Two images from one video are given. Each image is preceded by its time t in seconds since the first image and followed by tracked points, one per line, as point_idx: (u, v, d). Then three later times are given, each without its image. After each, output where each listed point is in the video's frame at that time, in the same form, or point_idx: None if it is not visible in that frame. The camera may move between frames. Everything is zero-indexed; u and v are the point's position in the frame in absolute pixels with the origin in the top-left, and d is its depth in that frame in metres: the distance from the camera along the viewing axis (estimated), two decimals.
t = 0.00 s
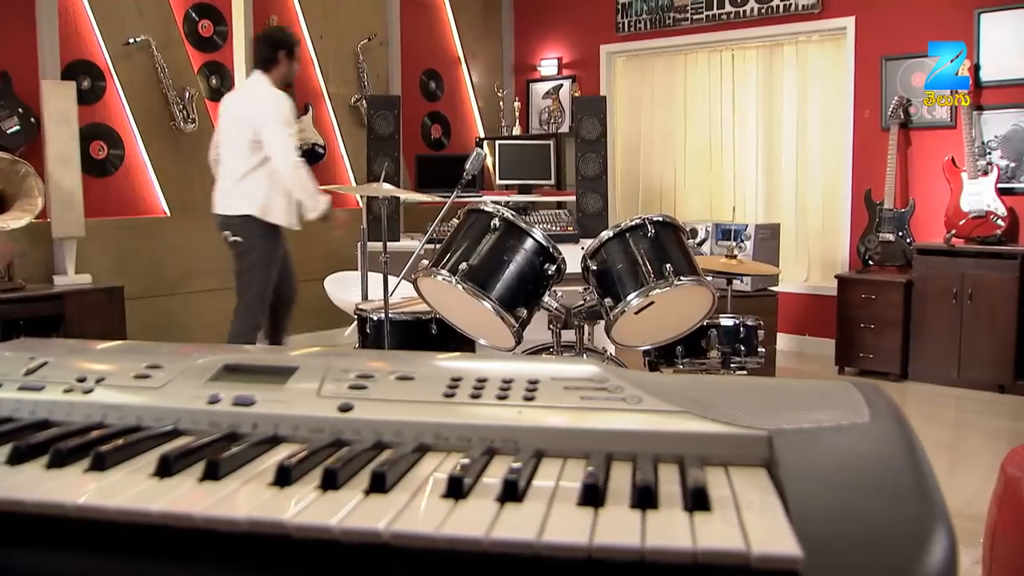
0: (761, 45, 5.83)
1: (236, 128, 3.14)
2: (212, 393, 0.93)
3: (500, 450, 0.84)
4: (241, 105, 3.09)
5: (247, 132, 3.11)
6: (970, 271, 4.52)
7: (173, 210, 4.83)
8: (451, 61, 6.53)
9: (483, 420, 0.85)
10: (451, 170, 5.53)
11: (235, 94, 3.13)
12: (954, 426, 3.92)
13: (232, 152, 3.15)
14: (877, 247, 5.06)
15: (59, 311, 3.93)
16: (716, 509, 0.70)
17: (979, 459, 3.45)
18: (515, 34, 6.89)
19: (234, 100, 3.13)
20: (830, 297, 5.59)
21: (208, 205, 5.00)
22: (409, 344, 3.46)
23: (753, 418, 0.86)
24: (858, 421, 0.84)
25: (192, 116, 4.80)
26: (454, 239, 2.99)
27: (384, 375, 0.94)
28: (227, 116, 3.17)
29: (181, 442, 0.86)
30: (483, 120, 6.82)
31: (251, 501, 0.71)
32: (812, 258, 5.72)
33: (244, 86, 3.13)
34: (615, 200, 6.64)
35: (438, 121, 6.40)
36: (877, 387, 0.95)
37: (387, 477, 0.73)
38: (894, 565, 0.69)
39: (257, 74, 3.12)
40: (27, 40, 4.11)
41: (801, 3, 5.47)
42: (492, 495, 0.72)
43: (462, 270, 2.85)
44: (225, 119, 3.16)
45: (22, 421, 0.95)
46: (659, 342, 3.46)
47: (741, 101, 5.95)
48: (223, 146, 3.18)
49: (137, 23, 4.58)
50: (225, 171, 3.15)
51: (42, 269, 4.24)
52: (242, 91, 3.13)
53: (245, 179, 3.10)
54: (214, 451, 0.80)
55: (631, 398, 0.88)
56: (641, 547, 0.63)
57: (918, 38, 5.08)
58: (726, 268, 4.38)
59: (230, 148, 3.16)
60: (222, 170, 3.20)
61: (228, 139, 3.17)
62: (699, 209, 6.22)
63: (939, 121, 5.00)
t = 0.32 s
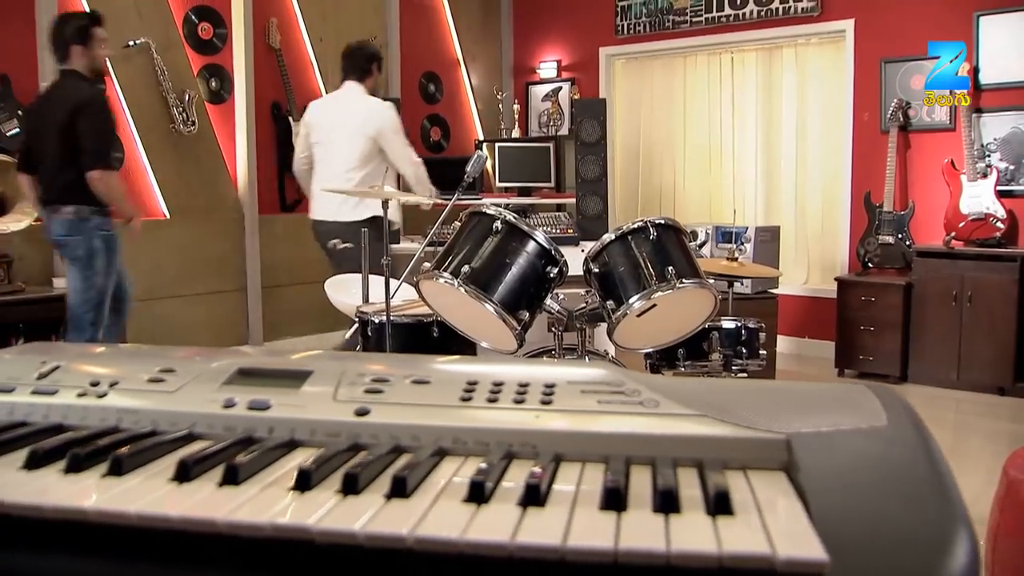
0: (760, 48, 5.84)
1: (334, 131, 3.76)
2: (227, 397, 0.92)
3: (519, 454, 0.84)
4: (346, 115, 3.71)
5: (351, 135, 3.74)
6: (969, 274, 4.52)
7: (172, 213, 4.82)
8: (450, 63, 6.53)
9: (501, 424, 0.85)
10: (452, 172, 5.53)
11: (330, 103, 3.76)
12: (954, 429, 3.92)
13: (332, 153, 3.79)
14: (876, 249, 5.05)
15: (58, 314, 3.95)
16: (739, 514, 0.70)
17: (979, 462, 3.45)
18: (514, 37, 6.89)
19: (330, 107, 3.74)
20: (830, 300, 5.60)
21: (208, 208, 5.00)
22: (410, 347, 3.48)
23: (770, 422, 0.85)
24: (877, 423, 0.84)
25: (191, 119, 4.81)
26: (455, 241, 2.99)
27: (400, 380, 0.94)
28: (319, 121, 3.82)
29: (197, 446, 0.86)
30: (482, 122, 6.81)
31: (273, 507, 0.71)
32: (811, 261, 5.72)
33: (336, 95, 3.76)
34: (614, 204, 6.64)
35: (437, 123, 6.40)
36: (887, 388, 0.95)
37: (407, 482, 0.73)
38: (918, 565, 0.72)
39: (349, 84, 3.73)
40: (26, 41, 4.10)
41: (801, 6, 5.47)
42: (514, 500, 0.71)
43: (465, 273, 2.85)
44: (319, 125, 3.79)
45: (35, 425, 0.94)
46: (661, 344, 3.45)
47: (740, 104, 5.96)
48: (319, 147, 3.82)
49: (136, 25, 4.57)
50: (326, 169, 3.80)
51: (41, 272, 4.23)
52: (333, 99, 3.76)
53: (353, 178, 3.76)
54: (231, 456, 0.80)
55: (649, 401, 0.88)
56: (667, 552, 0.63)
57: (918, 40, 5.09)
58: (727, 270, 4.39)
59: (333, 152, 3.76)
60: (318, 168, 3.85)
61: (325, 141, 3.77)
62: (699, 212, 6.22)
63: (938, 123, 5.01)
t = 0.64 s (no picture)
0: (759, 52, 5.84)
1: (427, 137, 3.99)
2: (246, 404, 0.92)
3: (541, 460, 0.84)
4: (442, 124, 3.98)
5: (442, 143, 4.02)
6: (969, 278, 4.53)
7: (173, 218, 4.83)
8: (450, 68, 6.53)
9: (522, 431, 0.85)
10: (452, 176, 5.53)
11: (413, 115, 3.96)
12: (954, 432, 3.93)
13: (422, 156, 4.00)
14: (876, 253, 5.06)
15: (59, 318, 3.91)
16: (767, 521, 0.70)
17: (980, 466, 3.45)
18: (514, 41, 6.90)
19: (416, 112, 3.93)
20: (830, 305, 5.61)
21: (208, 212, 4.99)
22: (413, 352, 3.46)
23: (793, 428, 0.86)
24: (896, 429, 0.84)
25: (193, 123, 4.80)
26: (458, 246, 2.98)
27: (419, 386, 0.93)
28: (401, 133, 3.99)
29: (218, 453, 0.85)
30: (482, 127, 6.81)
31: (300, 514, 0.70)
32: (812, 265, 5.72)
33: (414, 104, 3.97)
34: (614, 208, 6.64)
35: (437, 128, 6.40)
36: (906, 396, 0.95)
37: (433, 489, 0.73)
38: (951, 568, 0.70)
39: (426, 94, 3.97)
40: (27, 43, 4.10)
41: (801, 10, 5.48)
42: (541, 507, 0.71)
43: (468, 277, 2.84)
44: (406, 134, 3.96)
45: (53, 432, 0.94)
46: (663, 349, 3.45)
47: (739, 109, 5.96)
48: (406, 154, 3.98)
49: (136, 29, 4.57)
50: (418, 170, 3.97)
51: (41, 276, 4.23)
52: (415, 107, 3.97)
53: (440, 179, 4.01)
54: (255, 462, 0.80)
55: (670, 407, 0.88)
56: (698, 559, 0.63)
57: (917, 44, 5.10)
58: (729, 275, 4.41)
59: (427, 157, 4.00)
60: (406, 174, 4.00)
61: (419, 146, 3.99)
62: (699, 216, 6.22)
63: (938, 128, 5.02)
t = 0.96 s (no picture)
0: (760, 56, 5.85)
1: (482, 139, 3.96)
2: (269, 409, 0.92)
3: (569, 465, 0.84)
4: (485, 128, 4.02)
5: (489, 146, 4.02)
6: (971, 281, 4.53)
7: (174, 221, 4.81)
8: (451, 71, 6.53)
9: (549, 437, 0.85)
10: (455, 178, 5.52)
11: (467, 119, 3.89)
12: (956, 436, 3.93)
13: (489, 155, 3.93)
14: (878, 257, 5.06)
15: (60, 321, 3.90)
16: (800, 525, 0.70)
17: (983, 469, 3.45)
18: (514, 44, 6.90)
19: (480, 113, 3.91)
20: (831, 307, 5.61)
21: (209, 214, 4.99)
22: (417, 355, 3.46)
23: (821, 432, 0.85)
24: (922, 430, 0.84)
25: (193, 126, 4.80)
26: (463, 250, 2.98)
27: (443, 392, 0.93)
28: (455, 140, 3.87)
29: (243, 459, 0.85)
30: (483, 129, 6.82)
31: (334, 520, 0.70)
32: (813, 268, 5.72)
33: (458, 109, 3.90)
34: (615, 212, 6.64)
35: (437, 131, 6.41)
36: (930, 398, 0.95)
37: (464, 495, 0.72)
38: None
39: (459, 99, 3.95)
40: (27, 43, 4.10)
41: (801, 14, 5.50)
42: (573, 512, 0.71)
43: (473, 281, 2.84)
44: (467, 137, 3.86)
45: (75, 437, 0.93)
46: (668, 352, 3.45)
47: (740, 112, 5.97)
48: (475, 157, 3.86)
49: (138, 32, 4.57)
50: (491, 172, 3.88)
51: (42, 279, 4.22)
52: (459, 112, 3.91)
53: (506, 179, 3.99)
54: (282, 467, 0.80)
55: (695, 412, 0.89)
56: (734, 565, 0.63)
57: (917, 47, 5.11)
58: (733, 279, 4.43)
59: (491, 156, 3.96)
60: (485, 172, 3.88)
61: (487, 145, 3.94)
62: (699, 219, 6.22)
63: (939, 131, 5.03)
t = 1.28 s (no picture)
0: (760, 56, 5.86)
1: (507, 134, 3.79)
2: (294, 411, 0.91)
3: (598, 467, 0.84)
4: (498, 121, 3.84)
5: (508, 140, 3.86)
6: (971, 281, 4.54)
7: (174, 221, 4.80)
8: (451, 72, 6.53)
9: (579, 438, 0.84)
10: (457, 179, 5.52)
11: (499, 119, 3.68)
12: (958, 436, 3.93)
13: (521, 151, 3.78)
14: (879, 257, 5.07)
15: (60, 322, 3.88)
16: (837, 527, 0.70)
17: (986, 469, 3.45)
18: (514, 45, 6.90)
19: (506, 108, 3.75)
20: (831, 308, 5.61)
21: (209, 215, 4.98)
22: (419, 356, 3.45)
23: (849, 433, 0.85)
24: (949, 431, 0.84)
25: (194, 126, 4.79)
26: (467, 251, 2.97)
27: (468, 392, 0.93)
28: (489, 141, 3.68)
29: (271, 461, 0.85)
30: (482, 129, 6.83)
31: (371, 523, 0.70)
32: (814, 269, 5.72)
33: (486, 108, 3.70)
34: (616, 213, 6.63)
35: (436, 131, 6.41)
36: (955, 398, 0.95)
37: (498, 497, 0.72)
38: None
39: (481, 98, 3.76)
40: (28, 42, 4.09)
41: (802, 15, 5.50)
42: (609, 514, 0.71)
43: (478, 282, 2.84)
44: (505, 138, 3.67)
45: (98, 439, 0.93)
46: (672, 353, 3.45)
47: (740, 113, 5.98)
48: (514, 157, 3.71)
49: (139, 33, 4.56)
50: (528, 173, 3.74)
51: (43, 280, 4.20)
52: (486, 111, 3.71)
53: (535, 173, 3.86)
54: (312, 470, 0.80)
55: (723, 413, 0.89)
56: (776, 565, 0.63)
57: (918, 48, 5.11)
58: (736, 279, 4.43)
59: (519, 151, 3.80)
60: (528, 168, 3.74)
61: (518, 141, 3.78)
62: (698, 219, 6.23)
63: (939, 131, 5.03)
